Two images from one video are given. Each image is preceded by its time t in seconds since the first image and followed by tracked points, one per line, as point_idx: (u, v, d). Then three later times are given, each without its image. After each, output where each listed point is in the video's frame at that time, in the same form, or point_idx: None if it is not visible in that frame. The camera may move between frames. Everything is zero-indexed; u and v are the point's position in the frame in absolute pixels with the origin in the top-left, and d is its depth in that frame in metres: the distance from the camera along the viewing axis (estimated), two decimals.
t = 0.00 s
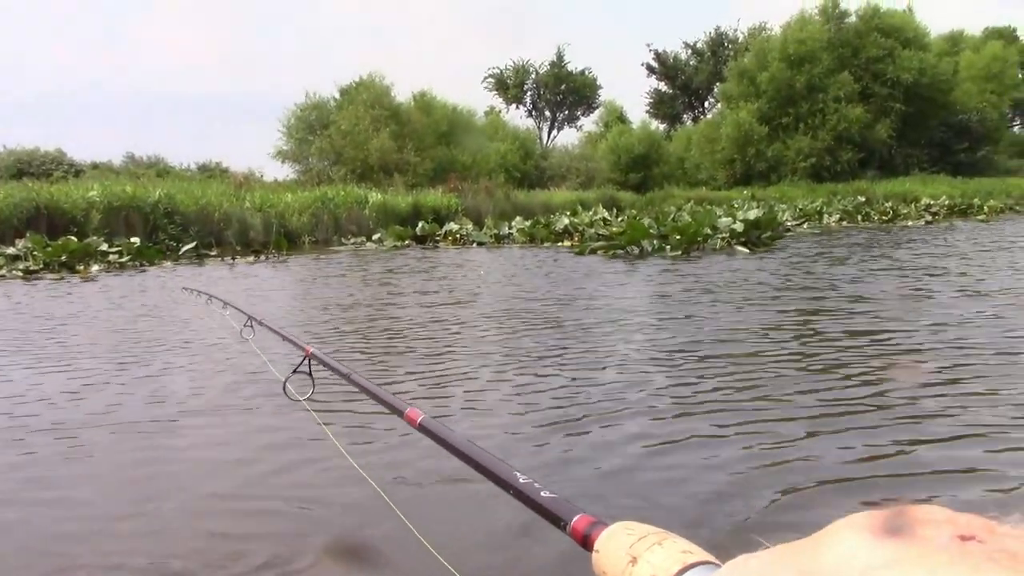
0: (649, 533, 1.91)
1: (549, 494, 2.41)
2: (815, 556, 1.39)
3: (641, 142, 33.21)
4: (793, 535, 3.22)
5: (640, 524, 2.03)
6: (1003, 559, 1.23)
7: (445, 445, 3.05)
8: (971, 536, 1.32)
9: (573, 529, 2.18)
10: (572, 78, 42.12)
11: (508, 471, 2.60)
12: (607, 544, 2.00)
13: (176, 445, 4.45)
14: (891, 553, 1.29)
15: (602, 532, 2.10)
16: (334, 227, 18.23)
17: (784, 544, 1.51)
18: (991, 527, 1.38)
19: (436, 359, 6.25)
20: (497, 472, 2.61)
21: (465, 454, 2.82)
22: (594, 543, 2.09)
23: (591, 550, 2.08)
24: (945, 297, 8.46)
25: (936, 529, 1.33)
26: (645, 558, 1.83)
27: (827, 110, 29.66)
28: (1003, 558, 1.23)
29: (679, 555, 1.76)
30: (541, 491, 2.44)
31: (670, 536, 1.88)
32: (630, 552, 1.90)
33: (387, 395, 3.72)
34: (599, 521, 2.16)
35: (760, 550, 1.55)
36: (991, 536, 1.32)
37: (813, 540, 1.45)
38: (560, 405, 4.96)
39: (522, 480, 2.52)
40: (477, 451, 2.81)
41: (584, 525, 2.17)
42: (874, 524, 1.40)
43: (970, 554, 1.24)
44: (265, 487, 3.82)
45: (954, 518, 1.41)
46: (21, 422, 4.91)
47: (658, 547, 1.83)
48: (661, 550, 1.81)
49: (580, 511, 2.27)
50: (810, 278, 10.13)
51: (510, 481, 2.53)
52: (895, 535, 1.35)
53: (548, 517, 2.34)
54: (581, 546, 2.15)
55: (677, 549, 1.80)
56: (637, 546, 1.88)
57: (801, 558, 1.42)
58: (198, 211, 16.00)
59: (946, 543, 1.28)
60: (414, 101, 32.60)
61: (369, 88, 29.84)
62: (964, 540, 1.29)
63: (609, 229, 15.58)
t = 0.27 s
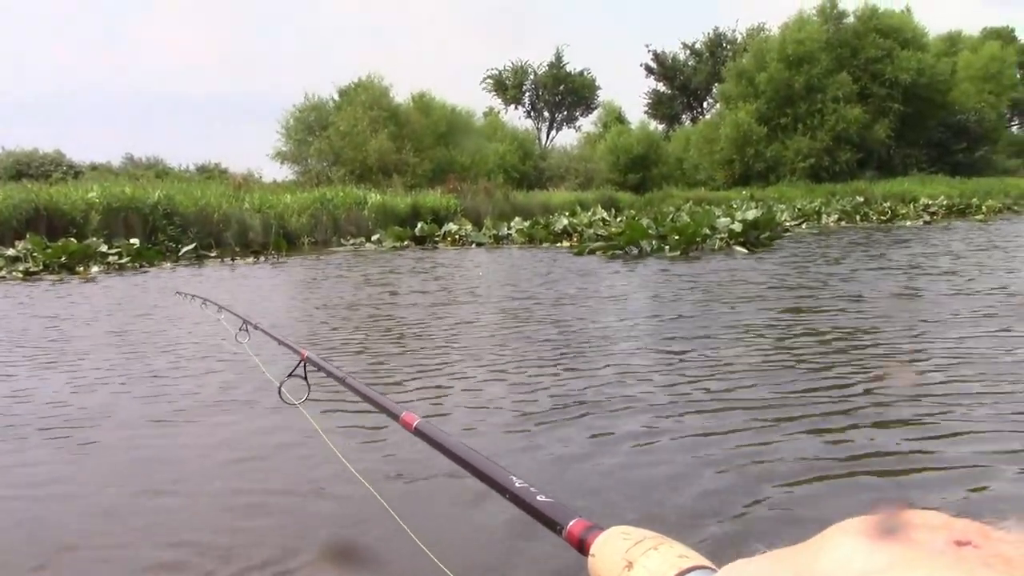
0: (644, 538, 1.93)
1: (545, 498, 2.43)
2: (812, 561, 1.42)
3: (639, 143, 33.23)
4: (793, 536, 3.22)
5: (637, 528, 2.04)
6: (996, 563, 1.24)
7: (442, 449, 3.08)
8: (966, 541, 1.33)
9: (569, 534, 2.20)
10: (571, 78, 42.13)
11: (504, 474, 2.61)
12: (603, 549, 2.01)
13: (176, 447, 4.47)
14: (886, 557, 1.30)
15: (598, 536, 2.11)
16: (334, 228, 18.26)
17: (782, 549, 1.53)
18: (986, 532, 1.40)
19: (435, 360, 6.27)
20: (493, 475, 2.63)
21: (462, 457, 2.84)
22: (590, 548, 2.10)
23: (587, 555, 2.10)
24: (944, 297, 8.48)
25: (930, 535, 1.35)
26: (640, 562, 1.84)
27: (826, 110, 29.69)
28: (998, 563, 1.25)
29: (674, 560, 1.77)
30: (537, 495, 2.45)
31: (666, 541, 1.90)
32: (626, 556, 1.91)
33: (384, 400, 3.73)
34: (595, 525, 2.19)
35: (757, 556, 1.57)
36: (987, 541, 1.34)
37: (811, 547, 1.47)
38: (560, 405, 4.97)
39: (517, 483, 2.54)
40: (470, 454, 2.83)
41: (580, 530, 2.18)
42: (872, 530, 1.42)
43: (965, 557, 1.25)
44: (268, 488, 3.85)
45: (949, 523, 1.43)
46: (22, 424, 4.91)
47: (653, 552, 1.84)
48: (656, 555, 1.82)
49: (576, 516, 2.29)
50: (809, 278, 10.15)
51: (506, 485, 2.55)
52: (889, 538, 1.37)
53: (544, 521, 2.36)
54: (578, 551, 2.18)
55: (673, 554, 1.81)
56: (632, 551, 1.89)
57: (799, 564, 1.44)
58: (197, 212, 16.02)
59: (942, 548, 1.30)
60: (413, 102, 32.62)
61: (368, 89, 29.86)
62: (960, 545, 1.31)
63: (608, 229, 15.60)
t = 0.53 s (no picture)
0: (643, 537, 1.94)
1: (544, 496, 2.44)
2: (811, 559, 1.43)
3: (640, 143, 33.22)
4: (793, 535, 3.23)
5: (636, 527, 2.05)
6: (995, 563, 1.26)
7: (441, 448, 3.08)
8: (964, 541, 1.35)
9: (568, 531, 2.21)
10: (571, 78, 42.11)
11: (503, 473, 2.63)
12: (602, 548, 2.02)
13: (179, 446, 4.49)
14: (884, 555, 1.32)
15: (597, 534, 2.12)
16: (335, 228, 18.28)
17: (779, 549, 1.55)
18: (983, 531, 1.42)
19: (436, 360, 6.28)
20: (492, 474, 2.64)
21: (461, 456, 2.84)
22: (588, 546, 2.11)
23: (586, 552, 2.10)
24: (944, 296, 8.49)
25: (929, 534, 1.37)
26: (639, 560, 1.85)
27: (826, 109, 29.68)
28: (997, 562, 1.26)
29: (673, 559, 1.78)
30: (535, 493, 2.47)
31: (664, 539, 1.91)
32: (624, 555, 1.92)
33: (381, 399, 3.74)
34: (593, 523, 2.20)
35: (755, 555, 1.58)
36: (984, 541, 1.35)
37: (810, 545, 1.49)
38: (560, 405, 4.99)
39: (515, 482, 2.55)
40: (469, 453, 2.84)
41: (578, 528, 2.19)
42: (869, 527, 1.44)
43: (966, 558, 1.27)
44: (268, 487, 3.86)
45: (949, 522, 1.44)
46: (25, 423, 4.93)
47: (653, 550, 1.85)
48: (655, 553, 1.83)
49: (574, 514, 2.30)
50: (809, 277, 10.15)
51: (504, 484, 2.56)
52: (888, 537, 1.38)
53: (543, 520, 2.37)
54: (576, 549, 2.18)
55: (672, 552, 1.82)
56: (631, 549, 1.91)
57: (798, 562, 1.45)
58: (198, 213, 16.03)
59: (941, 547, 1.31)
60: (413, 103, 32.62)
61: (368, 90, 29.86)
62: (959, 544, 1.32)
63: (608, 229, 15.60)
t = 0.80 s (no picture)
0: (641, 538, 1.96)
1: (541, 496, 2.46)
2: (809, 560, 1.45)
3: (641, 143, 33.21)
4: (791, 535, 3.25)
5: (634, 527, 2.07)
6: (994, 565, 1.28)
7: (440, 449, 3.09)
8: (962, 543, 1.37)
9: (566, 531, 2.23)
10: (573, 78, 42.12)
11: (502, 472, 2.64)
12: (600, 548, 2.04)
13: (183, 442, 4.52)
14: (884, 555, 1.34)
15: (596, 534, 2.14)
16: (336, 228, 18.30)
17: (775, 548, 1.58)
18: (983, 533, 1.44)
19: (440, 359, 6.31)
20: (490, 473, 2.65)
21: (460, 456, 2.85)
22: (586, 546, 2.13)
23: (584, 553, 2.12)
24: (944, 296, 8.52)
25: (926, 534, 1.39)
26: (637, 562, 1.87)
27: (827, 109, 29.66)
28: (996, 566, 1.28)
29: (670, 559, 1.79)
30: (533, 494, 2.48)
31: (661, 540, 1.93)
32: (622, 555, 1.94)
33: (380, 399, 3.74)
34: (591, 524, 2.21)
35: (753, 554, 1.61)
36: (983, 543, 1.37)
37: (810, 543, 1.51)
38: (561, 405, 5.02)
39: (514, 481, 2.57)
40: (467, 453, 2.84)
41: (576, 528, 2.21)
42: (868, 529, 1.45)
43: (965, 558, 1.29)
44: (270, 486, 3.86)
45: (948, 523, 1.46)
46: (30, 422, 4.96)
47: (651, 551, 1.87)
48: (653, 554, 1.85)
49: (573, 513, 2.32)
50: (810, 277, 10.17)
51: (502, 483, 2.57)
52: (888, 536, 1.40)
53: (540, 519, 2.39)
54: (575, 550, 2.20)
55: (670, 552, 1.84)
56: (629, 550, 1.93)
57: (796, 560, 1.48)
58: (200, 213, 16.06)
59: (940, 548, 1.33)
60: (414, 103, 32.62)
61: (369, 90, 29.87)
62: (956, 547, 1.34)
63: (610, 229, 15.62)
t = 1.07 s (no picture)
0: (632, 545, 1.94)
1: (515, 492, 2.39)
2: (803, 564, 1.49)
3: (643, 143, 33.19)
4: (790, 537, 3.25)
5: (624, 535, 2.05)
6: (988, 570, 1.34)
7: (433, 455, 2.94)
8: (954, 550, 1.43)
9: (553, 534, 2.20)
10: (575, 78, 42.11)
11: (477, 469, 2.57)
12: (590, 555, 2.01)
13: (184, 440, 4.52)
14: (880, 553, 1.39)
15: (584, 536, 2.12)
16: (338, 228, 18.31)
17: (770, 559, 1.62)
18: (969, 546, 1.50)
19: (441, 357, 6.31)
20: (467, 471, 2.58)
21: (451, 463, 2.68)
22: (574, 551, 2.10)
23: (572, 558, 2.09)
24: (945, 296, 8.51)
25: (919, 543, 1.45)
26: (629, 570, 1.85)
27: (829, 109, 29.64)
28: (988, 570, 1.34)
29: (664, 568, 1.78)
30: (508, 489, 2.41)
31: (653, 549, 1.91)
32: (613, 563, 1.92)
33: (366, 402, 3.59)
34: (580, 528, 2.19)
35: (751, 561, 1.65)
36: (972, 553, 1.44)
37: (801, 553, 1.56)
38: (563, 404, 5.01)
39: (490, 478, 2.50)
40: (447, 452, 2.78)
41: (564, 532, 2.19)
42: (863, 535, 1.50)
43: (958, 563, 1.34)
44: (264, 491, 3.78)
45: (938, 536, 1.53)
46: (33, 419, 4.97)
47: (643, 560, 1.85)
48: (645, 563, 1.83)
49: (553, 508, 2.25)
50: (812, 276, 10.17)
51: (494, 491, 2.42)
52: (883, 543, 1.45)
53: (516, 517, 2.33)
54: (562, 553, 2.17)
55: (663, 562, 1.82)
56: (619, 557, 1.90)
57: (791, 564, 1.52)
58: (203, 213, 16.08)
59: (933, 554, 1.39)
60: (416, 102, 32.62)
61: (372, 90, 29.88)
62: (949, 552, 1.40)
63: (612, 228, 15.62)
